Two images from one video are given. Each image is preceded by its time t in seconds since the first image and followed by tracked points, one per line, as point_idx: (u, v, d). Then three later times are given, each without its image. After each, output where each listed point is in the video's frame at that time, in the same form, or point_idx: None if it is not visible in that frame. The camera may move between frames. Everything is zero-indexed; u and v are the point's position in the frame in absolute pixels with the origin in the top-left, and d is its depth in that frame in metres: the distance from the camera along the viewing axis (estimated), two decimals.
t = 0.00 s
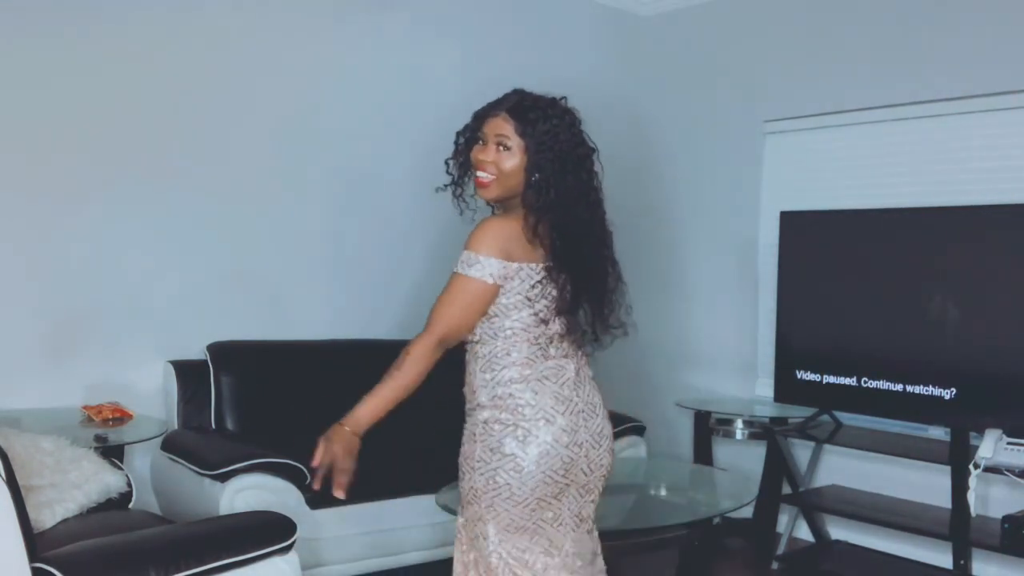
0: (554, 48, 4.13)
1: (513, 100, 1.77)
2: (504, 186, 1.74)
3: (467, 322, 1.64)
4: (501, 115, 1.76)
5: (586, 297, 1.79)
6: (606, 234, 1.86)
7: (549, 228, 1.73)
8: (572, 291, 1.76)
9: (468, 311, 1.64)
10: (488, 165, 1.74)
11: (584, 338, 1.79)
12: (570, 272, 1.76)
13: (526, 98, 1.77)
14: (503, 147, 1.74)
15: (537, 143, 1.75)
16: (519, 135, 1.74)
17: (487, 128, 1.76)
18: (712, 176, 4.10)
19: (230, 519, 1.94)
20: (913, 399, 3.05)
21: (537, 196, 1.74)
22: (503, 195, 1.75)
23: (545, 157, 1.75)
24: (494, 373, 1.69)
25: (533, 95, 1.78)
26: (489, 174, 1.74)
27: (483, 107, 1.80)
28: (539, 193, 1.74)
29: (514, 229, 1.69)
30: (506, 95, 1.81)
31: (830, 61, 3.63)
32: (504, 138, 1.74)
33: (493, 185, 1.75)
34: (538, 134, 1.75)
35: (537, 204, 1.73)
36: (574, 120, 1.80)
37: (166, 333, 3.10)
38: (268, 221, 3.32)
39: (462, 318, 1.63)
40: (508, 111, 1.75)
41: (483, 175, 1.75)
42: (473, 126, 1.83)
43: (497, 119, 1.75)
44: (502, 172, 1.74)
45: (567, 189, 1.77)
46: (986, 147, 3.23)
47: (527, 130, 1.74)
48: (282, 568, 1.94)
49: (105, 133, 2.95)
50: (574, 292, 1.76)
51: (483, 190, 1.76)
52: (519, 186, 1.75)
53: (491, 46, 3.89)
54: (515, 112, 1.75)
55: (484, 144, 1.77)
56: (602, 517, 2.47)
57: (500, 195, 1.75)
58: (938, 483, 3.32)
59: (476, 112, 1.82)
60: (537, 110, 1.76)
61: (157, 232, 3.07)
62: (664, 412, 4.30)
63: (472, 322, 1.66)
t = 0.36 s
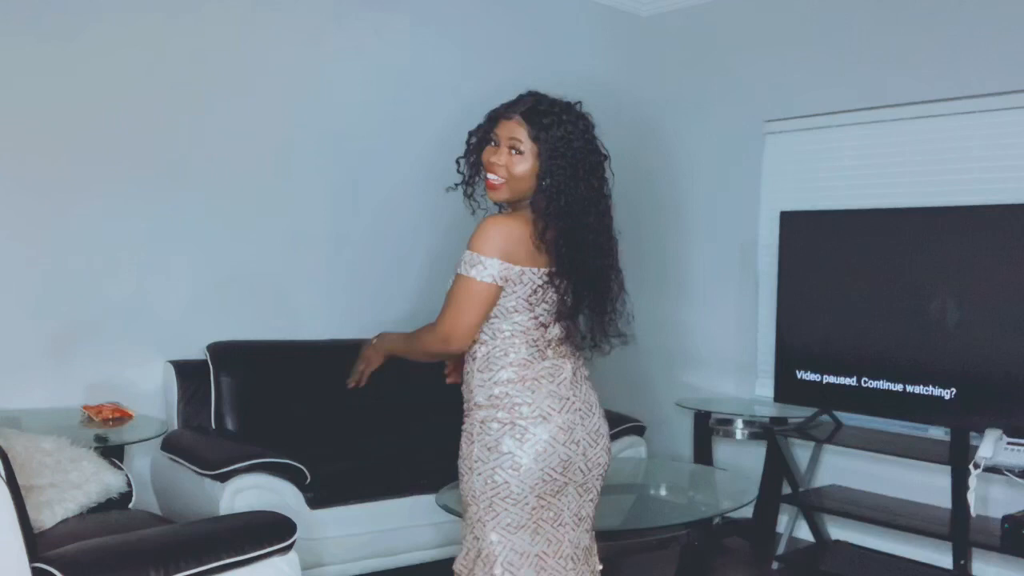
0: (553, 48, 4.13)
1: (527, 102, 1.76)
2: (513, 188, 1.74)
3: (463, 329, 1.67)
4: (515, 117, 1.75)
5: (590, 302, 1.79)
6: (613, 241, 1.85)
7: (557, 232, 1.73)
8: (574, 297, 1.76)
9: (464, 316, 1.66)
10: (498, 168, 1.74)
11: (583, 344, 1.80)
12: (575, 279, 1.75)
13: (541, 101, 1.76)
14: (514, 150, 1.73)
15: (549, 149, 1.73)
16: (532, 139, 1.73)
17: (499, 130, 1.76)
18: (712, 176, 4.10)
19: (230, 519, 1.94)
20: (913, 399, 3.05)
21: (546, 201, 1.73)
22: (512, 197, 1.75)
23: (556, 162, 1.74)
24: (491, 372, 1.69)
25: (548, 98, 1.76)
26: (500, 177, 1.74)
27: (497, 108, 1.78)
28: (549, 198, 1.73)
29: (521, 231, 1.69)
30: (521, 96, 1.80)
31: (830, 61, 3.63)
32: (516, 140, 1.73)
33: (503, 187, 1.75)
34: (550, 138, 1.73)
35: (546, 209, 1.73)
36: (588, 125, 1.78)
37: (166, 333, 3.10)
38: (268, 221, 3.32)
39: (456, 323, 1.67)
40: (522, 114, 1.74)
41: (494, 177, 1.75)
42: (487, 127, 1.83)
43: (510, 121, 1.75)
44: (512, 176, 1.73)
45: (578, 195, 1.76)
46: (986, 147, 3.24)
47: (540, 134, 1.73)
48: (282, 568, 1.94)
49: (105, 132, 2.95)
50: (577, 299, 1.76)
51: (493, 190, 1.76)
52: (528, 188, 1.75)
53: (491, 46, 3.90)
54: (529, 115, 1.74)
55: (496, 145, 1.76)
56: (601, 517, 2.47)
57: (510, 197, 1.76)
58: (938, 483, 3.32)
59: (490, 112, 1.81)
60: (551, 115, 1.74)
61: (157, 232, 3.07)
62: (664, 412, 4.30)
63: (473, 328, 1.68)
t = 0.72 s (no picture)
0: (553, 48, 4.14)
1: (534, 102, 1.77)
2: (516, 187, 1.75)
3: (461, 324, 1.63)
4: (521, 116, 1.76)
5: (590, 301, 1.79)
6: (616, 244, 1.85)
7: (559, 231, 1.73)
8: (573, 297, 1.76)
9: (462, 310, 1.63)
10: (503, 167, 1.74)
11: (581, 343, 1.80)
12: (575, 278, 1.75)
13: (548, 102, 1.77)
14: (519, 149, 1.74)
15: (553, 148, 1.74)
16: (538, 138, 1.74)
17: (505, 129, 1.76)
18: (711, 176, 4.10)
19: (230, 519, 1.94)
20: (913, 399, 3.05)
21: (550, 199, 1.73)
22: (515, 196, 1.75)
23: (561, 162, 1.74)
24: (492, 372, 1.69)
25: (555, 100, 1.77)
26: (504, 176, 1.74)
27: (504, 107, 1.79)
28: (553, 198, 1.74)
29: (521, 228, 1.69)
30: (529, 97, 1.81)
31: (830, 61, 3.63)
32: (521, 140, 1.74)
33: (507, 186, 1.75)
34: (556, 138, 1.74)
35: (548, 207, 1.73)
36: (593, 127, 1.79)
37: (166, 334, 3.10)
38: (268, 221, 3.32)
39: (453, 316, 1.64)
40: (529, 113, 1.75)
41: (498, 176, 1.75)
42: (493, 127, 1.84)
43: (517, 120, 1.75)
44: (517, 175, 1.74)
45: (582, 196, 1.76)
46: (986, 147, 3.24)
47: (545, 134, 1.74)
48: (282, 568, 1.94)
49: (105, 131, 2.95)
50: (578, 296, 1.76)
51: (496, 187, 1.77)
52: (531, 189, 1.75)
53: (490, 46, 3.90)
54: (535, 115, 1.75)
55: (501, 144, 1.77)
56: (601, 517, 2.47)
57: (513, 196, 1.75)
58: (937, 483, 3.32)
59: (497, 111, 1.82)
60: (557, 115, 1.75)
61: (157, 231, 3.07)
62: (663, 412, 4.30)
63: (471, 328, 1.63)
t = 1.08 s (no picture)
0: (553, 48, 4.14)
1: (535, 102, 1.78)
2: (516, 186, 1.76)
3: (454, 315, 1.63)
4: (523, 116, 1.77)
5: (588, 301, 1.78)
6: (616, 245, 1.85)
7: (559, 230, 1.73)
8: (573, 298, 1.75)
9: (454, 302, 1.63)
10: (503, 166, 1.76)
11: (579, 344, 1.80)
12: (575, 277, 1.75)
13: (552, 102, 1.78)
14: (519, 149, 1.75)
15: (556, 147, 1.75)
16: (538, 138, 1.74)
17: (506, 128, 1.78)
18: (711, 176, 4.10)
19: (230, 519, 1.94)
20: (913, 399, 3.05)
21: (550, 197, 1.74)
22: (515, 195, 1.77)
23: (561, 162, 1.75)
24: (487, 374, 1.69)
25: (558, 101, 1.78)
26: (504, 175, 1.76)
27: (506, 107, 1.81)
28: (553, 197, 1.74)
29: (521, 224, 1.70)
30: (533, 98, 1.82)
31: (830, 62, 3.63)
32: (523, 140, 1.75)
33: (507, 185, 1.77)
34: (558, 138, 1.75)
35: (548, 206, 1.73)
36: (595, 129, 1.79)
37: (166, 334, 3.11)
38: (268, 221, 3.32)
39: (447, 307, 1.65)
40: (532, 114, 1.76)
41: (498, 174, 1.77)
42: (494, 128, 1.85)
43: (518, 119, 1.77)
44: (517, 174, 1.75)
45: (583, 196, 1.76)
46: (986, 147, 3.24)
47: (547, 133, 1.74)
48: (282, 568, 1.94)
49: (105, 132, 2.95)
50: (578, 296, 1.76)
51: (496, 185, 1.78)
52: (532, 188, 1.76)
53: (490, 46, 3.90)
54: (537, 115, 1.76)
55: (502, 143, 1.78)
56: (601, 517, 2.47)
57: (513, 194, 1.77)
58: (938, 483, 3.32)
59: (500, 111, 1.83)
60: (559, 116, 1.76)
61: (157, 232, 3.07)
62: (664, 412, 4.30)
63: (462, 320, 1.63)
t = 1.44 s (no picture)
0: (553, 49, 4.14)
1: (520, 101, 1.75)
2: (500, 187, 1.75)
3: (432, 312, 1.67)
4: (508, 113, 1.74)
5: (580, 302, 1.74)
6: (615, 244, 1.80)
7: (543, 229, 1.70)
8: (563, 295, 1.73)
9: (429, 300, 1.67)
10: (486, 168, 1.76)
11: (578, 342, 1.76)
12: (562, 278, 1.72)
13: (540, 99, 1.75)
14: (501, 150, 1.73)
15: (540, 146, 1.71)
16: (520, 135, 1.71)
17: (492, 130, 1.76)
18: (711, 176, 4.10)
19: (230, 519, 1.94)
20: (913, 399, 3.05)
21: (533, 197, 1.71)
22: (501, 195, 1.76)
23: (544, 161, 1.71)
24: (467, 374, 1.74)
25: (548, 98, 1.75)
26: (487, 176, 1.76)
27: (494, 108, 1.78)
28: (537, 196, 1.71)
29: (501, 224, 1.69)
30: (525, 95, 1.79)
31: (830, 62, 3.63)
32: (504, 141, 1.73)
33: (491, 186, 1.76)
34: (542, 135, 1.71)
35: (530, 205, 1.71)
36: (582, 124, 1.74)
37: (166, 334, 3.11)
38: (268, 222, 3.32)
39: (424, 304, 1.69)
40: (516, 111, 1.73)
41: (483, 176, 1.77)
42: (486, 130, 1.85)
43: (502, 119, 1.75)
44: (499, 175, 1.74)
45: (571, 195, 1.73)
46: (986, 147, 3.23)
47: (530, 132, 1.71)
48: (282, 568, 1.94)
49: (105, 133, 2.95)
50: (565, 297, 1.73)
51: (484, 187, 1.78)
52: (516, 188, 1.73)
53: (490, 46, 3.90)
54: (522, 112, 1.73)
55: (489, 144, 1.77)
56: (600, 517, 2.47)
57: (499, 195, 1.77)
58: (938, 483, 3.32)
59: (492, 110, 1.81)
60: (544, 112, 1.72)
61: (157, 232, 3.07)
62: (664, 412, 4.30)
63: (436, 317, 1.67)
